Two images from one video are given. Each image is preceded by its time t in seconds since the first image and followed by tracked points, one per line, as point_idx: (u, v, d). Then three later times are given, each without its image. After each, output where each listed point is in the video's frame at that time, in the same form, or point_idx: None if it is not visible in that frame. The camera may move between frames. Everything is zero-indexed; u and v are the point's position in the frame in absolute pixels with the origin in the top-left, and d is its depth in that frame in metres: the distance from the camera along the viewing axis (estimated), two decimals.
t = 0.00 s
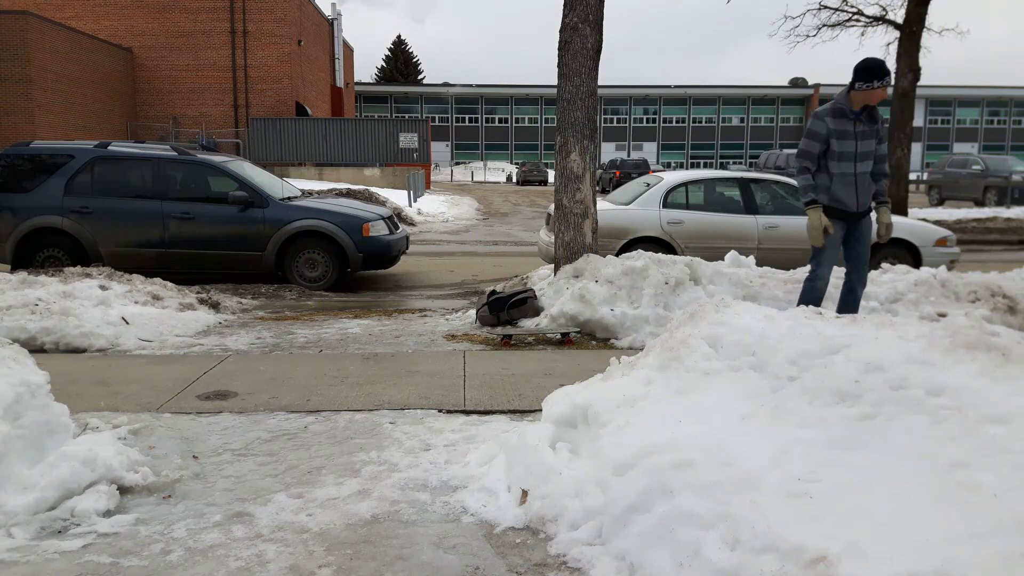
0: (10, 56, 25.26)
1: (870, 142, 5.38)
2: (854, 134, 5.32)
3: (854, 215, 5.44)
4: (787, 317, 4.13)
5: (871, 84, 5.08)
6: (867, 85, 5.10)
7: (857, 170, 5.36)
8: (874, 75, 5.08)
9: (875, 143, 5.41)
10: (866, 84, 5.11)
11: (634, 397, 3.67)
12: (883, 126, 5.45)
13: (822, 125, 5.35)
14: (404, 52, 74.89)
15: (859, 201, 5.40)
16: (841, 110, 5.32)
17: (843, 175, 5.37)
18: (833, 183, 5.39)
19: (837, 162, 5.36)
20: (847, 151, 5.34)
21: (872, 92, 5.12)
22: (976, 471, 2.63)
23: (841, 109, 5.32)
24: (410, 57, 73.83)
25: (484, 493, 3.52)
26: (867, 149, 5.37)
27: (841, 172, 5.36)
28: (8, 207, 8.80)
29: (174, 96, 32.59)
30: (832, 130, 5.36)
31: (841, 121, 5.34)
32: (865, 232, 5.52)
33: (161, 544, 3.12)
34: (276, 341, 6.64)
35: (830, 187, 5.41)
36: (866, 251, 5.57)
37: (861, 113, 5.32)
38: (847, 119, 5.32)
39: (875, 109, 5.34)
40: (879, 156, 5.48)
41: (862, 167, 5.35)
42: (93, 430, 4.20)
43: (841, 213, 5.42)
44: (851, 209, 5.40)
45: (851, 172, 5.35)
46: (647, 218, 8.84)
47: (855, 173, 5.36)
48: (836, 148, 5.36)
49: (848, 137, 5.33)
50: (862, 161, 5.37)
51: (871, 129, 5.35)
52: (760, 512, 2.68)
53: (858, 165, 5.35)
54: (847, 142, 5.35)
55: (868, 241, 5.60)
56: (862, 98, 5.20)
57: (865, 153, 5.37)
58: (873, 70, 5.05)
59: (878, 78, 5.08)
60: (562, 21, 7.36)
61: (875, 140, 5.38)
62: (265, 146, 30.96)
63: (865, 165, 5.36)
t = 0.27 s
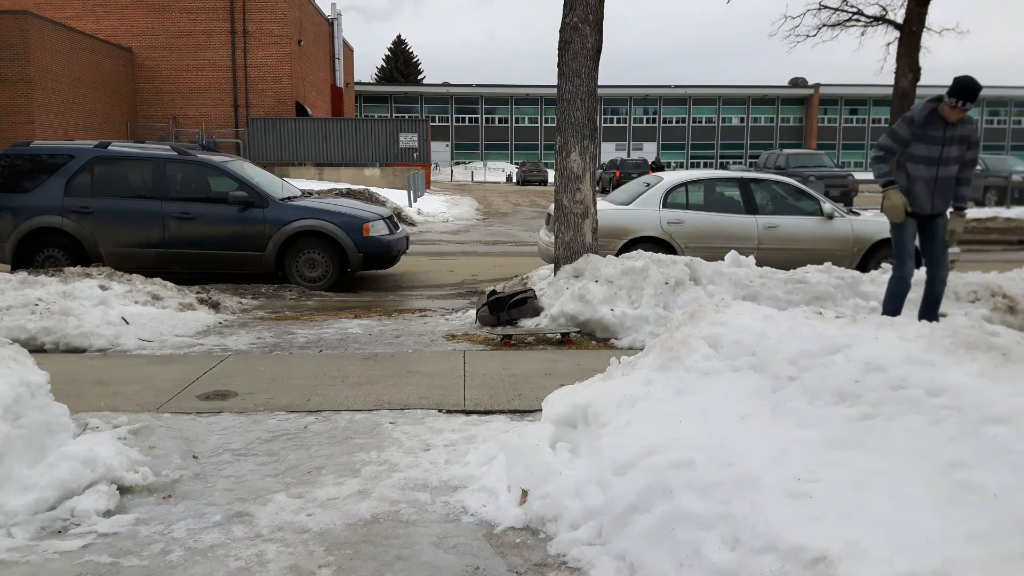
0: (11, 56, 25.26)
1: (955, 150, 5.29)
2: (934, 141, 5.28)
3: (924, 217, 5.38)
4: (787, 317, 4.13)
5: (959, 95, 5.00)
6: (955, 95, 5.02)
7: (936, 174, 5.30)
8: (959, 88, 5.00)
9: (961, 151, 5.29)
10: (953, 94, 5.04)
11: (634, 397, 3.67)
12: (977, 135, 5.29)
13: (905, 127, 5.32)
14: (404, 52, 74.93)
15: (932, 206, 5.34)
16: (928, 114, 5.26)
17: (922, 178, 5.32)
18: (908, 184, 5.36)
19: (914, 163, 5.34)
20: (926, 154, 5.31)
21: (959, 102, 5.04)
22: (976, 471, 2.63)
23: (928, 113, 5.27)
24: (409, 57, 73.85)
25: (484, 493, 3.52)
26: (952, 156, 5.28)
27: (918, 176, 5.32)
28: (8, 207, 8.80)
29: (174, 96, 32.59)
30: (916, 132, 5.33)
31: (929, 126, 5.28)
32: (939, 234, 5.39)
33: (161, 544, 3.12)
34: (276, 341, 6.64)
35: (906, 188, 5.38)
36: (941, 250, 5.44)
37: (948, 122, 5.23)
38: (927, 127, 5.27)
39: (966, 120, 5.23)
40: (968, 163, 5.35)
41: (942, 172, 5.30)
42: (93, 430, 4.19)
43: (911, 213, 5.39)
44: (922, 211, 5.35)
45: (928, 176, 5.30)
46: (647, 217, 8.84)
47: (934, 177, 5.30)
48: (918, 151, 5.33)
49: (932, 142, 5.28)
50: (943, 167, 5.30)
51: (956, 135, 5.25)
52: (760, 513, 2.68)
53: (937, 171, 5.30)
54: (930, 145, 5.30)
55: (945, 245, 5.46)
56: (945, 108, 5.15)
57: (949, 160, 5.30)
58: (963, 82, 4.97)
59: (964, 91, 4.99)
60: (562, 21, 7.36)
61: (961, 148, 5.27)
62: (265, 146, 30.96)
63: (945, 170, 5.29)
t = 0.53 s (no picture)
0: (11, 56, 25.25)
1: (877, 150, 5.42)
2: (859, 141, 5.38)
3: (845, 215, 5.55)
4: (787, 317, 4.13)
5: (880, 97, 5.10)
6: (876, 97, 5.12)
7: (858, 174, 5.43)
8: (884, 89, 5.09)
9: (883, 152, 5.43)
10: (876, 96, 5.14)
11: (634, 397, 3.67)
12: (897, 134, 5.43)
13: (831, 126, 5.39)
14: (405, 51, 74.89)
15: (852, 205, 5.48)
16: (852, 113, 5.35)
17: (846, 177, 5.44)
18: (832, 184, 5.48)
19: (839, 163, 5.45)
20: (851, 154, 5.41)
21: (881, 103, 5.14)
22: (975, 470, 2.63)
23: (852, 112, 5.35)
24: (409, 57, 73.80)
25: (484, 493, 3.52)
26: (874, 156, 5.41)
27: (841, 175, 5.43)
28: (8, 207, 8.80)
29: (174, 96, 32.59)
30: (841, 131, 5.42)
31: (853, 125, 5.38)
32: (857, 233, 5.59)
33: (161, 544, 3.12)
34: (276, 341, 6.64)
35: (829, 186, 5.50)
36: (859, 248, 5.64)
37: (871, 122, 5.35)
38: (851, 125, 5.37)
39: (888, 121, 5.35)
40: (889, 164, 5.50)
41: (863, 172, 5.43)
42: (93, 430, 4.19)
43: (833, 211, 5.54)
44: (842, 210, 5.51)
45: (852, 177, 5.43)
46: (647, 218, 8.84)
47: (856, 177, 5.43)
48: (844, 151, 5.42)
49: (855, 141, 5.39)
50: (866, 167, 5.42)
51: (877, 135, 5.38)
52: (760, 513, 2.68)
53: (860, 171, 5.43)
54: (854, 145, 5.41)
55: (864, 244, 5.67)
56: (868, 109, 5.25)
57: (872, 159, 5.42)
58: (886, 84, 5.06)
59: (886, 94, 5.09)
60: (562, 21, 7.36)
61: (882, 148, 5.40)
62: (265, 146, 30.96)
63: (867, 170, 5.42)
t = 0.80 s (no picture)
0: (11, 56, 25.25)
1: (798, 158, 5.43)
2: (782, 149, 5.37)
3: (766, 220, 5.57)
4: (787, 317, 4.13)
5: (801, 107, 5.09)
6: (798, 108, 5.10)
7: (780, 181, 5.43)
8: (806, 100, 5.07)
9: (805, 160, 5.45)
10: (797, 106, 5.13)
11: (634, 397, 3.67)
12: (819, 142, 5.44)
13: (753, 134, 5.38)
14: (404, 51, 74.90)
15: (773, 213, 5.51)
16: (773, 121, 5.34)
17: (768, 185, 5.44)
18: (754, 191, 5.48)
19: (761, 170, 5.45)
20: (774, 162, 5.40)
21: (802, 113, 5.13)
22: (975, 470, 2.63)
23: (773, 121, 5.34)
24: (409, 57, 73.81)
25: (484, 493, 3.52)
26: (796, 163, 5.42)
27: (763, 184, 5.43)
28: (8, 207, 8.80)
29: (174, 96, 32.59)
30: (763, 139, 5.41)
31: (774, 133, 5.37)
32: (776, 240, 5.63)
33: (161, 544, 3.12)
34: (276, 341, 6.64)
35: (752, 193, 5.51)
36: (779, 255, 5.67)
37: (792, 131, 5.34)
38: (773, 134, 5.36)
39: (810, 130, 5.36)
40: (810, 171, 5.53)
41: (786, 179, 5.43)
42: (93, 430, 4.20)
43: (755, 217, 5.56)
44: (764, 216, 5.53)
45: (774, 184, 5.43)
46: (647, 218, 8.84)
47: (779, 185, 5.43)
48: (766, 159, 5.42)
49: (778, 150, 5.38)
50: (789, 174, 5.43)
51: (799, 144, 5.38)
52: (760, 513, 2.68)
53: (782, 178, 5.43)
54: (775, 153, 5.40)
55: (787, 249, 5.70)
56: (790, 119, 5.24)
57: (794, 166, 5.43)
58: (806, 95, 5.04)
59: (809, 106, 5.08)
60: (562, 21, 7.36)
61: (803, 156, 5.41)
62: (265, 146, 30.97)
63: (789, 178, 5.43)
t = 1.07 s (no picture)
0: (11, 56, 25.25)
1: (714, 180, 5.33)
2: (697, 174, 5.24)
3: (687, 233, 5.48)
4: (787, 317, 4.13)
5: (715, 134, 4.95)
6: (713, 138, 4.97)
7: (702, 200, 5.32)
8: (719, 128, 4.94)
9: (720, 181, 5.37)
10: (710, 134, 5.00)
11: (634, 397, 3.67)
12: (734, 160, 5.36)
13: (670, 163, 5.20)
14: (404, 51, 74.88)
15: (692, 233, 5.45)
16: (687, 148, 5.17)
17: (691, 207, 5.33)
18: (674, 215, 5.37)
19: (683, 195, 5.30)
20: (693, 187, 5.27)
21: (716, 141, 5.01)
22: (974, 471, 2.63)
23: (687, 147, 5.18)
24: (409, 57, 73.80)
25: (484, 493, 3.52)
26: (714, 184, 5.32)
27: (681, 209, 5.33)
28: (8, 207, 8.80)
29: (173, 96, 32.58)
30: (679, 166, 5.25)
31: (689, 159, 5.23)
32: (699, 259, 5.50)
33: (161, 544, 3.12)
34: (276, 341, 6.64)
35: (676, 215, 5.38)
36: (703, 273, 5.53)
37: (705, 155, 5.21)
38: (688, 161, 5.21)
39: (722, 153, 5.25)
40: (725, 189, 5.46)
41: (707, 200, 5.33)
42: (93, 430, 4.19)
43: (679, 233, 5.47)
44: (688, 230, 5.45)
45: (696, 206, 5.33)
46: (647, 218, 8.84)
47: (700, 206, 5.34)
48: (686, 185, 5.27)
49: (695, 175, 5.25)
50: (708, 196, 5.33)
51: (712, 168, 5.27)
52: (760, 513, 2.68)
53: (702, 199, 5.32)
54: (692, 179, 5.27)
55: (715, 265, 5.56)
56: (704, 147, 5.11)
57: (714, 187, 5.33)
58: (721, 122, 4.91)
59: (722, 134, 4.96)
60: (562, 21, 7.36)
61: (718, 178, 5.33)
62: (265, 146, 30.97)
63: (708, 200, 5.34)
